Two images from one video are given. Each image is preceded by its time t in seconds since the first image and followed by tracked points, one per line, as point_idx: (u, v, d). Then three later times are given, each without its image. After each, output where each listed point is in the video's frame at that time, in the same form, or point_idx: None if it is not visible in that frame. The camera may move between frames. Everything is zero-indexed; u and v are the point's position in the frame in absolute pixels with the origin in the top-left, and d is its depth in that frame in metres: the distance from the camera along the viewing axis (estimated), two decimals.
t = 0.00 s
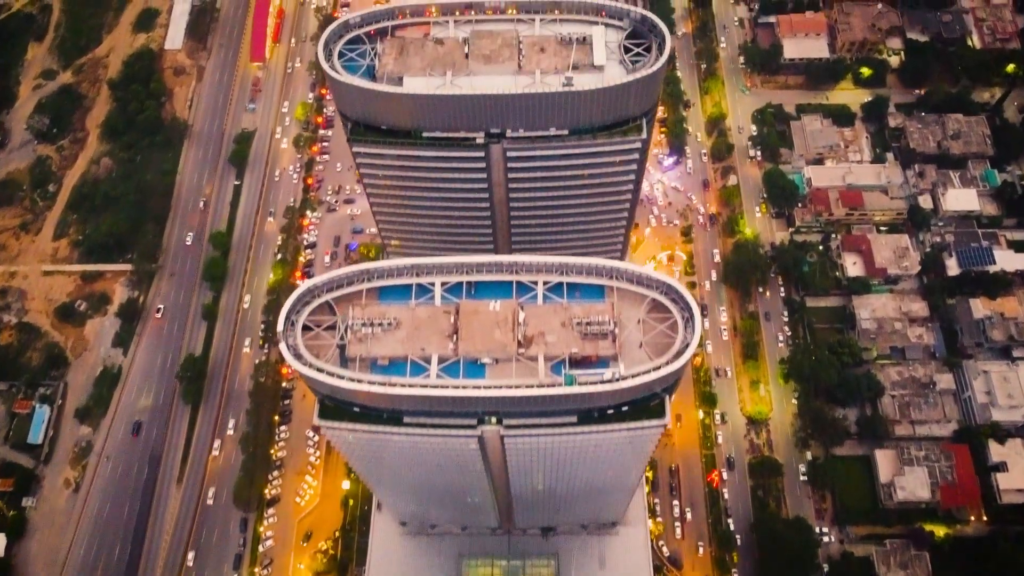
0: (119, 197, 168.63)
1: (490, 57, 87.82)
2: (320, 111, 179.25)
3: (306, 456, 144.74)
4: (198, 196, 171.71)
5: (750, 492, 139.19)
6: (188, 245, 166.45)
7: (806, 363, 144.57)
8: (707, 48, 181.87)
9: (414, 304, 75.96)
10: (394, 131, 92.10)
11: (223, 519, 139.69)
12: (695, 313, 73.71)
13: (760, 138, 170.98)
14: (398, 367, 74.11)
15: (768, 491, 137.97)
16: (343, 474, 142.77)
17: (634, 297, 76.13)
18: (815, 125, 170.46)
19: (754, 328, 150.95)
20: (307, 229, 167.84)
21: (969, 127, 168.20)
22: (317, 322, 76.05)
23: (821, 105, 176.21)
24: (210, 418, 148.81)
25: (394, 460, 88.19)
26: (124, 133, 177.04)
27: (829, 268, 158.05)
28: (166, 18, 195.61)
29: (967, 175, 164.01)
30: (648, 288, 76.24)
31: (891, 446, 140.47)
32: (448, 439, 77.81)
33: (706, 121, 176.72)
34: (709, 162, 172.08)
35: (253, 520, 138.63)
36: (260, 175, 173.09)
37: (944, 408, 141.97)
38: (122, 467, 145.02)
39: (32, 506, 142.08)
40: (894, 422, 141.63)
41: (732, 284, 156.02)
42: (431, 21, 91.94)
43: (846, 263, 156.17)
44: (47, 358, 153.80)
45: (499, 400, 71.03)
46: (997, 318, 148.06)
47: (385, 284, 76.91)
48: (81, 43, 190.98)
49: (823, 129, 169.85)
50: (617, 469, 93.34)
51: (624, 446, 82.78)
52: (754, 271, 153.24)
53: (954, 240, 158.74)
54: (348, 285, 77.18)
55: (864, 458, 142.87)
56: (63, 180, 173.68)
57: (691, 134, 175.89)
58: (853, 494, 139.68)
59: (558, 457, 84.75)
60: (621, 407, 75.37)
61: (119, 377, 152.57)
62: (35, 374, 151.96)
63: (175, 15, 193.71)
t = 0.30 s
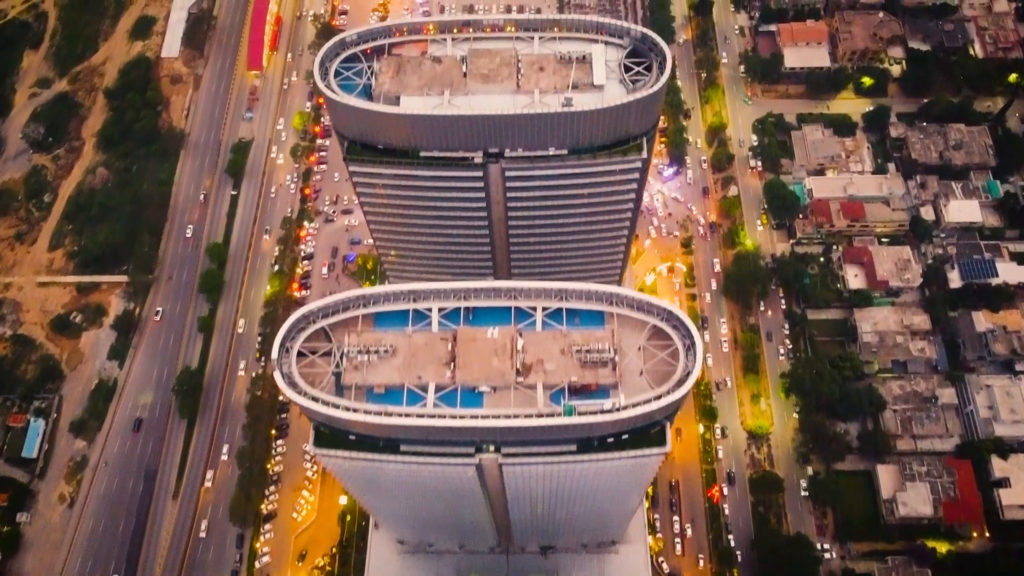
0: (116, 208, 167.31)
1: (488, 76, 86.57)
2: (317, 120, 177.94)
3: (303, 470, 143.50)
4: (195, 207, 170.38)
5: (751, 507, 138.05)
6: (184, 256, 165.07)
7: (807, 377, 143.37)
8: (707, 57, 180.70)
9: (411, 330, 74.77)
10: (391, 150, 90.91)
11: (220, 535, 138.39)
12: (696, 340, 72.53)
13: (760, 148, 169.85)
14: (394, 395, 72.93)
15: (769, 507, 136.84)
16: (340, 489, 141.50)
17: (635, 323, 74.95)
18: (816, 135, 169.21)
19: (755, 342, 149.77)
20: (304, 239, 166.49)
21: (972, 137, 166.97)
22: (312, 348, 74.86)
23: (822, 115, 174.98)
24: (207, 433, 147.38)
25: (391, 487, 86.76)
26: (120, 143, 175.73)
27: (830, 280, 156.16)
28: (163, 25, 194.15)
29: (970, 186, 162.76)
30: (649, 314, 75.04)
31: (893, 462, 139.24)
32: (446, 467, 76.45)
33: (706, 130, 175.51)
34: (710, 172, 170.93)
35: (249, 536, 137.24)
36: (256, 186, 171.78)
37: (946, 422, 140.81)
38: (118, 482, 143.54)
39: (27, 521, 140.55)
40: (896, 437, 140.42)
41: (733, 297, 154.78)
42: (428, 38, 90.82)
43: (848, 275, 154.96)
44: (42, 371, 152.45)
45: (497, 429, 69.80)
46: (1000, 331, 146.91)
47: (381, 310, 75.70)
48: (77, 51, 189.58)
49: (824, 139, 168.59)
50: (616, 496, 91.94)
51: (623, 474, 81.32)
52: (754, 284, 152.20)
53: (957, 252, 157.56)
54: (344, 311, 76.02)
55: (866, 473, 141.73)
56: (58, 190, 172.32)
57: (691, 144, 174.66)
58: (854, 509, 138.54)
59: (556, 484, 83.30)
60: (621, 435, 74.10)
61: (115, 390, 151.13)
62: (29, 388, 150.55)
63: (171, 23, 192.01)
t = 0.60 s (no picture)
0: (111, 219, 165.87)
1: (486, 96, 85.22)
2: (315, 130, 176.69)
3: (300, 485, 142.22)
4: (192, 217, 169.08)
5: (752, 523, 136.88)
6: (180, 268, 163.69)
7: (808, 392, 142.27)
8: (706, 66, 179.57)
9: (407, 357, 73.55)
10: (387, 170, 89.72)
11: (216, 551, 136.94)
12: (697, 369, 71.39)
13: (760, 158, 168.73)
14: (390, 424, 71.76)
15: (771, 523, 135.65)
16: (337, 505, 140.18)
17: (635, 351, 73.82)
18: (817, 145, 168.00)
19: (755, 355, 148.66)
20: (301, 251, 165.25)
21: (973, 148, 165.81)
22: (306, 377, 73.63)
23: (823, 125, 173.78)
24: (203, 447, 146.01)
25: (388, 514, 85.54)
26: (116, 152, 174.34)
27: (832, 292, 154.75)
28: (159, 33, 192.68)
29: (971, 198, 161.63)
30: (650, 340, 73.82)
31: (895, 477, 138.04)
32: (443, 496, 75.23)
33: (706, 140, 174.36)
34: (710, 183, 169.85)
35: (245, 552, 135.79)
36: (253, 196, 170.50)
37: (948, 437, 139.62)
38: (113, 498, 142.05)
39: (20, 537, 139.08)
40: (897, 452, 139.31)
41: (733, 310, 153.48)
42: (425, 57, 89.60)
43: (849, 288, 153.82)
44: (36, 384, 151.03)
45: (495, 461, 68.57)
46: (1002, 345, 145.88)
47: (377, 337, 74.52)
48: (73, 59, 188.21)
49: (825, 149, 167.46)
50: (616, 521, 90.83)
51: (624, 501, 80.13)
52: (754, 297, 151.07)
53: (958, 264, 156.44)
54: (339, 338, 74.81)
55: (867, 488, 140.60)
56: (54, 200, 170.99)
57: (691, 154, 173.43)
58: (856, 525, 137.25)
59: (556, 512, 82.14)
60: (621, 464, 72.93)
61: (110, 404, 149.76)
62: (24, 401, 149.11)
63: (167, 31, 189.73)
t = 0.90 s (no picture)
0: (106, 230, 164.45)
1: (484, 116, 83.89)
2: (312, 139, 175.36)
3: (296, 501, 140.79)
4: (187, 228, 167.67)
5: (752, 539, 135.61)
6: (176, 280, 162.30)
7: (809, 406, 141.02)
8: (706, 76, 178.42)
9: (403, 386, 72.31)
10: (384, 190, 88.51)
11: (211, 568, 135.52)
12: (699, 398, 70.24)
13: (760, 169, 167.63)
14: (386, 455, 70.50)
15: (771, 539, 134.36)
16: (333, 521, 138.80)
17: (635, 379, 72.69)
18: (817, 155, 166.79)
19: (755, 368, 147.50)
20: (298, 262, 163.86)
21: (975, 158, 164.62)
22: (301, 406, 72.36)
23: (824, 135, 172.57)
24: (198, 461, 144.68)
25: (385, 543, 84.17)
26: (111, 162, 172.93)
27: (833, 304, 153.81)
28: (155, 41, 191.38)
29: (973, 209, 160.38)
30: (650, 368, 72.70)
31: (897, 493, 136.82)
32: (440, 526, 73.93)
33: (705, 151, 173.09)
34: (710, 193, 168.67)
35: (241, 569, 134.31)
36: (250, 206, 169.16)
37: (950, 452, 138.38)
38: (108, 513, 140.60)
39: (14, 553, 137.57)
40: (899, 467, 138.11)
41: (733, 323, 152.28)
42: (422, 75, 88.36)
43: (850, 300, 152.70)
44: (30, 397, 149.62)
45: (493, 493, 67.29)
46: (1004, 358, 144.75)
47: (373, 365, 73.28)
48: (68, 68, 186.82)
49: (825, 160, 166.23)
50: (616, 549, 89.46)
51: (624, 531, 78.84)
52: (755, 309, 149.82)
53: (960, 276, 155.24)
54: (334, 366, 73.56)
55: (868, 504, 139.52)
56: (48, 211, 169.64)
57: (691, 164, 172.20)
58: (857, 542, 136.02)
59: (555, 541, 80.82)
60: (621, 495, 71.70)
61: (105, 418, 148.36)
62: (17, 415, 147.70)
63: (163, 39, 189.15)
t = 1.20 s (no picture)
0: (101, 240, 162.97)
1: (482, 137, 82.60)
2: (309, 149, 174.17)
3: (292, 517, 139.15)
4: (183, 239, 166.32)
5: (753, 555, 134.18)
6: (171, 292, 160.96)
7: (810, 421, 139.76)
8: (706, 85, 177.25)
9: (400, 415, 71.06)
10: (381, 212, 87.37)
11: None
12: (701, 429, 69.04)
13: (760, 179, 166.55)
14: (382, 486, 69.23)
15: (773, 555, 133.04)
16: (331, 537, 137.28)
17: (636, 409, 71.57)
18: (818, 166, 165.62)
19: (756, 382, 146.40)
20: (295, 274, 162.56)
21: (977, 169, 163.48)
22: (295, 435, 71.16)
23: (825, 145, 171.35)
24: (194, 476, 143.33)
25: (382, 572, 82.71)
26: (106, 172, 171.42)
27: (833, 317, 152.53)
28: (151, 49, 190.05)
29: (975, 221, 159.07)
30: (650, 398, 71.76)
31: (899, 509, 135.49)
32: (437, 558, 72.50)
33: (705, 161, 171.89)
34: (710, 204, 167.49)
35: None
36: (246, 217, 167.77)
37: (952, 468, 137.01)
38: (102, 528, 139.16)
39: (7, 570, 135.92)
40: (901, 483, 136.83)
41: (734, 337, 151.03)
42: (420, 94, 87.03)
43: (850, 313, 151.65)
44: (24, 411, 148.07)
45: (490, 526, 65.96)
46: (1007, 372, 143.56)
47: (369, 393, 72.11)
48: (63, 76, 185.34)
49: (826, 170, 165.05)
50: None
51: (625, 561, 77.41)
52: (755, 323, 148.66)
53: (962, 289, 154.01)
54: (330, 394, 72.35)
55: (870, 520, 138.26)
56: (43, 221, 168.13)
57: (691, 175, 171.03)
58: (859, 558, 134.52)
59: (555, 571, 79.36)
60: (622, 527, 70.38)
61: (99, 431, 146.97)
62: (11, 429, 146.11)
63: (159, 48, 188.66)
